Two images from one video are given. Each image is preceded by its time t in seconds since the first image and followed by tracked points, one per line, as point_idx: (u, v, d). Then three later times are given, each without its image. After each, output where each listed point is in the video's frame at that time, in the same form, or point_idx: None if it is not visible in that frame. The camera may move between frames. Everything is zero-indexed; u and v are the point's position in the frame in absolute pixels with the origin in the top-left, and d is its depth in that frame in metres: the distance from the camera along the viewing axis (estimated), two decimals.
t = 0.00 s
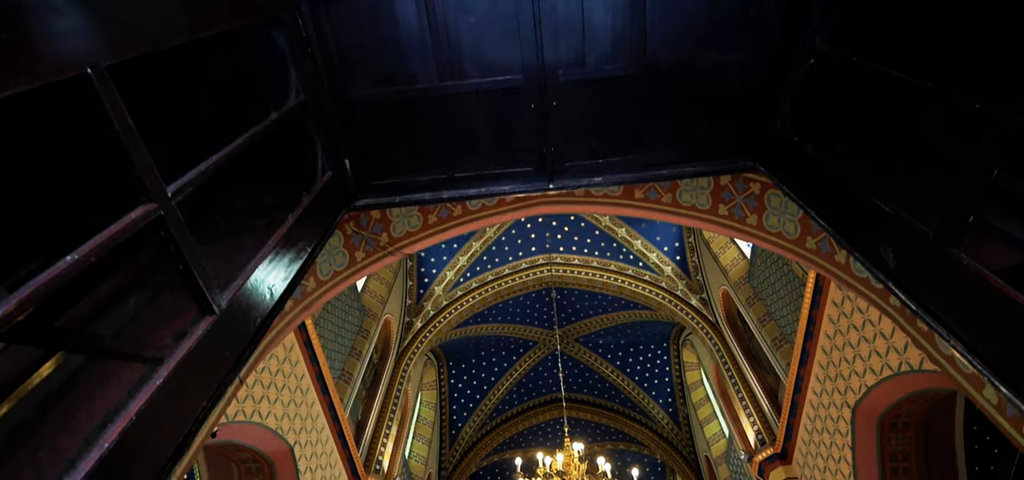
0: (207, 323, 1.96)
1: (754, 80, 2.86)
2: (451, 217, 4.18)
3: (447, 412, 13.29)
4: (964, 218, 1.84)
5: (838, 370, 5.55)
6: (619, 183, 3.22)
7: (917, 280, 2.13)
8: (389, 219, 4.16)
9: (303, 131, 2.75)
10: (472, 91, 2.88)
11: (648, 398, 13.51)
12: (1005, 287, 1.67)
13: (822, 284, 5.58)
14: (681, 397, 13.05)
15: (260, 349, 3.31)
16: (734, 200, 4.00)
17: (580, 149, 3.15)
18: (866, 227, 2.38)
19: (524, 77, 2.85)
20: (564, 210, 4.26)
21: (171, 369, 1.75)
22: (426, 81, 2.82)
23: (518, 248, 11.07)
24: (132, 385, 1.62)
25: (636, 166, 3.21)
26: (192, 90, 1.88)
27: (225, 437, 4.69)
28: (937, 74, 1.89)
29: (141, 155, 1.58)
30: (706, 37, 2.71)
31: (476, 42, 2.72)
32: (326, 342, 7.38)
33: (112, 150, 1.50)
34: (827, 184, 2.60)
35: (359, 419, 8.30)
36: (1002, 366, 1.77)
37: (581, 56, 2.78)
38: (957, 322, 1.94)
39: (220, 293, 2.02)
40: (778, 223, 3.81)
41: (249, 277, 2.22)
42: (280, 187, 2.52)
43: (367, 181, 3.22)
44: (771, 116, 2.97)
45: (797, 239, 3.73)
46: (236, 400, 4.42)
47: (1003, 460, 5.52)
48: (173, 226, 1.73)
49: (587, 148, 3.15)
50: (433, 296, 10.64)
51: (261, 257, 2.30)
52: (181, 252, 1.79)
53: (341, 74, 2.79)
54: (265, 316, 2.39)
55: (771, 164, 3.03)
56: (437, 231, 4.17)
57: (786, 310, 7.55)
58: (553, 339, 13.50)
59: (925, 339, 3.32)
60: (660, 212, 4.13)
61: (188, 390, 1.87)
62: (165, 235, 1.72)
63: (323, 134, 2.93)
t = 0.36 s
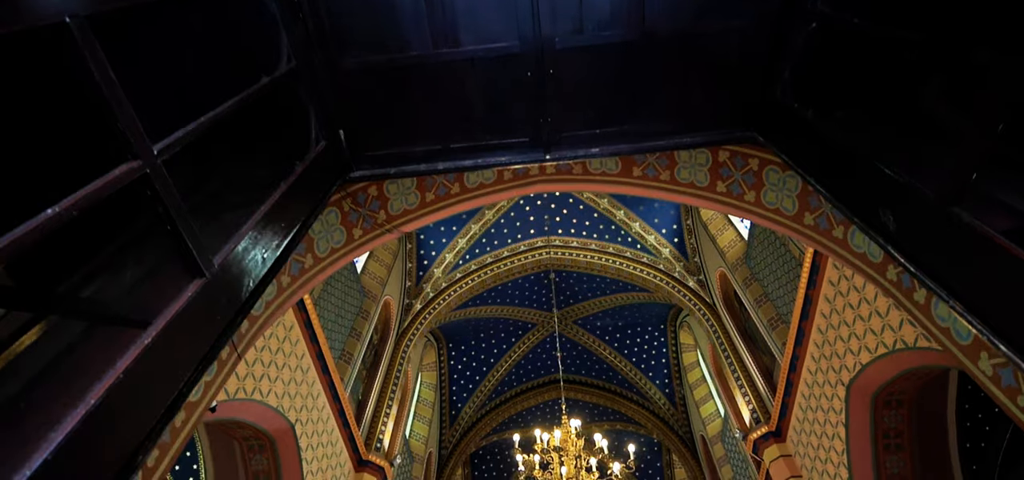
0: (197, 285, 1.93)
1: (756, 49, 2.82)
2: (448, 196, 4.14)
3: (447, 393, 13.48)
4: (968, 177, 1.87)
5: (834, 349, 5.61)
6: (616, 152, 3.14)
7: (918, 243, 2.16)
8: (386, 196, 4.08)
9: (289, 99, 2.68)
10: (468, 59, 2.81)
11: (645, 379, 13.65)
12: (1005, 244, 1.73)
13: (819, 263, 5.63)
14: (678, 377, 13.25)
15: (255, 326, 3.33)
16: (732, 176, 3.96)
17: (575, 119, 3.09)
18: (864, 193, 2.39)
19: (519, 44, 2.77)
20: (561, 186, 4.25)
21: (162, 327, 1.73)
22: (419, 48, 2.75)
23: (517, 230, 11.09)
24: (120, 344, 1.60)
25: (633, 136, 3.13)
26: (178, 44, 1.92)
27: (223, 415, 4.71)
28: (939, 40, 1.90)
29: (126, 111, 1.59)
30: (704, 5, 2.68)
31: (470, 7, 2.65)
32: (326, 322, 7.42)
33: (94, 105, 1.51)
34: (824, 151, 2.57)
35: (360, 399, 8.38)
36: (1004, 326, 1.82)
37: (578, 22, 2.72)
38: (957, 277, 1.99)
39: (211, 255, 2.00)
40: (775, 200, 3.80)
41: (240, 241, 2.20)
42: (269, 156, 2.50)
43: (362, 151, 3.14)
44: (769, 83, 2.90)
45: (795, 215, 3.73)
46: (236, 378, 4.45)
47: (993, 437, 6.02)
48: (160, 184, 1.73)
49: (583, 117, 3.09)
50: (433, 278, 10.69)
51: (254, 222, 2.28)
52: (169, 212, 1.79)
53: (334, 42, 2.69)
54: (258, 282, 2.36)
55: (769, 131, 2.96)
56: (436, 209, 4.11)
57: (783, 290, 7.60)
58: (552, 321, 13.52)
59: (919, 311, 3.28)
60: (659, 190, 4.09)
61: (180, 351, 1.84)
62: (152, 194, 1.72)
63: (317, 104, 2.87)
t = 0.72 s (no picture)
0: (186, 244, 1.94)
1: (755, 15, 2.68)
2: (446, 171, 4.13)
3: (447, 372, 13.64)
4: (974, 129, 1.91)
5: (830, 326, 5.67)
6: (614, 122, 3.00)
7: (925, 205, 2.15)
8: (383, 172, 4.08)
9: (272, 64, 2.56)
10: (465, 23, 2.68)
11: (642, 359, 13.77)
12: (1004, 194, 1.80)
13: (817, 240, 5.65)
14: (675, 357, 13.39)
15: (253, 299, 3.28)
16: (730, 150, 3.95)
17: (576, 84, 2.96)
18: (865, 151, 2.38)
19: (517, 7, 2.64)
20: (561, 164, 4.23)
21: (151, 283, 1.75)
22: (414, 12, 2.63)
23: (516, 211, 11.12)
24: (106, 302, 1.61)
25: (634, 103, 2.99)
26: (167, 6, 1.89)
27: (222, 393, 4.74)
28: None
29: (108, 64, 1.57)
30: None
31: None
32: (326, 302, 7.46)
33: (76, 56, 1.48)
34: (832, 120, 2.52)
35: (361, 377, 8.46)
36: (1007, 281, 1.87)
37: None
38: (969, 243, 1.99)
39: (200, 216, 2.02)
40: (775, 174, 3.79)
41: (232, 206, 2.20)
42: (256, 115, 2.44)
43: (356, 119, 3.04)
44: (772, 48, 2.77)
45: (794, 190, 3.70)
46: (236, 355, 4.50)
47: (986, 414, 6.00)
48: (146, 139, 1.72)
49: (581, 85, 2.96)
50: (432, 259, 10.76)
51: (244, 187, 2.29)
52: (155, 168, 1.78)
53: (326, 6, 2.58)
54: (251, 246, 2.38)
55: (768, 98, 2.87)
56: (433, 185, 4.10)
57: (780, 268, 7.63)
58: (550, 301, 13.58)
59: (915, 283, 3.10)
60: (657, 165, 4.10)
61: (169, 308, 1.86)
62: (138, 149, 1.71)
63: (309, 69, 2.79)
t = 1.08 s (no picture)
0: (175, 199, 1.83)
1: None
2: (444, 144, 4.12)
3: (447, 350, 13.78)
4: (983, 76, 1.89)
5: (826, 301, 5.72)
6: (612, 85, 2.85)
7: (933, 159, 2.10)
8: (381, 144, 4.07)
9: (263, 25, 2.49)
10: None
11: (639, 337, 13.89)
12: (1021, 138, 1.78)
13: (816, 216, 5.68)
14: (672, 335, 13.51)
15: (250, 272, 3.28)
16: (731, 122, 3.95)
17: (575, 45, 2.77)
18: (872, 105, 2.29)
19: None
20: (560, 136, 4.18)
21: (138, 235, 1.67)
22: None
23: (515, 191, 11.12)
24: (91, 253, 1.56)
25: (633, 66, 2.81)
26: None
27: (222, 367, 4.75)
28: None
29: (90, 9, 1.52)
30: None
31: None
32: (326, 279, 7.46)
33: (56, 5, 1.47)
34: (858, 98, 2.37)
35: (362, 354, 8.53)
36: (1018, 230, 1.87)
37: None
38: (979, 197, 1.98)
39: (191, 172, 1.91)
40: (775, 145, 3.80)
41: (221, 162, 2.09)
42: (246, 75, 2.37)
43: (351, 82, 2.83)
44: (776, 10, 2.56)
45: (793, 161, 3.72)
46: (234, 329, 4.51)
47: (978, 389, 6.21)
48: (131, 87, 1.65)
49: (579, 47, 2.78)
50: (431, 238, 10.76)
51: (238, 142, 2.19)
52: (140, 115, 1.70)
53: None
54: (241, 206, 2.26)
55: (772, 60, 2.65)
56: (431, 158, 4.08)
57: (778, 245, 7.65)
58: (549, 281, 13.61)
59: (915, 252, 3.14)
60: (656, 137, 4.08)
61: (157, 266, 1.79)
62: (122, 97, 1.65)
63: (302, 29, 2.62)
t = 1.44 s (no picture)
0: (163, 144, 2.09)
1: None
2: (443, 113, 4.08)
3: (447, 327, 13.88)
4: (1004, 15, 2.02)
5: (825, 275, 5.75)
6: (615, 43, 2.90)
7: (951, 104, 2.27)
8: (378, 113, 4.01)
9: None
10: None
11: (638, 314, 13.96)
12: None
13: (816, 190, 5.69)
14: (670, 313, 13.58)
15: (248, 240, 3.28)
16: (734, 90, 3.90)
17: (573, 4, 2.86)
18: (892, 55, 2.43)
19: None
20: (559, 106, 4.15)
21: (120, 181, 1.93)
22: None
23: (514, 168, 11.06)
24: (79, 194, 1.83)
25: (639, 23, 2.86)
26: None
27: (227, 339, 4.78)
28: None
29: None
30: None
31: None
32: (326, 254, 7.48)
33: None
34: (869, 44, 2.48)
35: (363, 329, 8.58)
36: None
37: None
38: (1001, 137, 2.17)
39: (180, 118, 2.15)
40: (778, 112, 3.77)
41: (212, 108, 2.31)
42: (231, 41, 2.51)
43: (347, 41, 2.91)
44: None
45: (796, 128, 3.70)
46: (235, 301, 4.55)
47: (972, 362, 6.44)
48: (112, 25, 1.90)
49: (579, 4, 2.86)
50: (431, 215, 10.74)
51: (226, 93, 2.37)
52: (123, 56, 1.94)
53: None
54: (234, 157, 2.54)
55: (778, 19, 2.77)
56: (430, 128, 4.06)
57: (778, 220, 7.64)
58: (549, 258, 13.63)
59: (918, 216, 3.14)
60: (655, 106, 4.05)
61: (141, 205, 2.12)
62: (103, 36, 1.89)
63: None
